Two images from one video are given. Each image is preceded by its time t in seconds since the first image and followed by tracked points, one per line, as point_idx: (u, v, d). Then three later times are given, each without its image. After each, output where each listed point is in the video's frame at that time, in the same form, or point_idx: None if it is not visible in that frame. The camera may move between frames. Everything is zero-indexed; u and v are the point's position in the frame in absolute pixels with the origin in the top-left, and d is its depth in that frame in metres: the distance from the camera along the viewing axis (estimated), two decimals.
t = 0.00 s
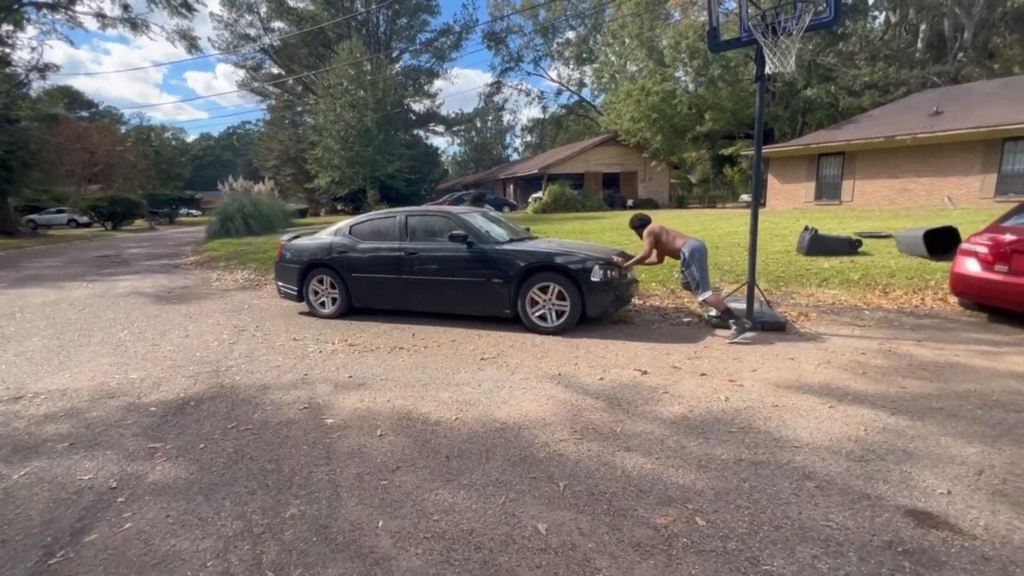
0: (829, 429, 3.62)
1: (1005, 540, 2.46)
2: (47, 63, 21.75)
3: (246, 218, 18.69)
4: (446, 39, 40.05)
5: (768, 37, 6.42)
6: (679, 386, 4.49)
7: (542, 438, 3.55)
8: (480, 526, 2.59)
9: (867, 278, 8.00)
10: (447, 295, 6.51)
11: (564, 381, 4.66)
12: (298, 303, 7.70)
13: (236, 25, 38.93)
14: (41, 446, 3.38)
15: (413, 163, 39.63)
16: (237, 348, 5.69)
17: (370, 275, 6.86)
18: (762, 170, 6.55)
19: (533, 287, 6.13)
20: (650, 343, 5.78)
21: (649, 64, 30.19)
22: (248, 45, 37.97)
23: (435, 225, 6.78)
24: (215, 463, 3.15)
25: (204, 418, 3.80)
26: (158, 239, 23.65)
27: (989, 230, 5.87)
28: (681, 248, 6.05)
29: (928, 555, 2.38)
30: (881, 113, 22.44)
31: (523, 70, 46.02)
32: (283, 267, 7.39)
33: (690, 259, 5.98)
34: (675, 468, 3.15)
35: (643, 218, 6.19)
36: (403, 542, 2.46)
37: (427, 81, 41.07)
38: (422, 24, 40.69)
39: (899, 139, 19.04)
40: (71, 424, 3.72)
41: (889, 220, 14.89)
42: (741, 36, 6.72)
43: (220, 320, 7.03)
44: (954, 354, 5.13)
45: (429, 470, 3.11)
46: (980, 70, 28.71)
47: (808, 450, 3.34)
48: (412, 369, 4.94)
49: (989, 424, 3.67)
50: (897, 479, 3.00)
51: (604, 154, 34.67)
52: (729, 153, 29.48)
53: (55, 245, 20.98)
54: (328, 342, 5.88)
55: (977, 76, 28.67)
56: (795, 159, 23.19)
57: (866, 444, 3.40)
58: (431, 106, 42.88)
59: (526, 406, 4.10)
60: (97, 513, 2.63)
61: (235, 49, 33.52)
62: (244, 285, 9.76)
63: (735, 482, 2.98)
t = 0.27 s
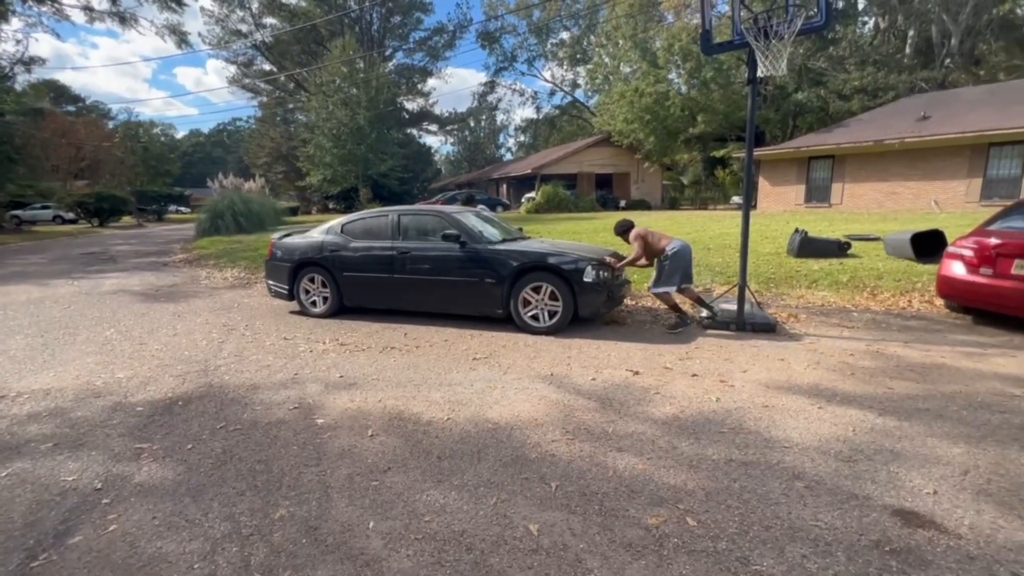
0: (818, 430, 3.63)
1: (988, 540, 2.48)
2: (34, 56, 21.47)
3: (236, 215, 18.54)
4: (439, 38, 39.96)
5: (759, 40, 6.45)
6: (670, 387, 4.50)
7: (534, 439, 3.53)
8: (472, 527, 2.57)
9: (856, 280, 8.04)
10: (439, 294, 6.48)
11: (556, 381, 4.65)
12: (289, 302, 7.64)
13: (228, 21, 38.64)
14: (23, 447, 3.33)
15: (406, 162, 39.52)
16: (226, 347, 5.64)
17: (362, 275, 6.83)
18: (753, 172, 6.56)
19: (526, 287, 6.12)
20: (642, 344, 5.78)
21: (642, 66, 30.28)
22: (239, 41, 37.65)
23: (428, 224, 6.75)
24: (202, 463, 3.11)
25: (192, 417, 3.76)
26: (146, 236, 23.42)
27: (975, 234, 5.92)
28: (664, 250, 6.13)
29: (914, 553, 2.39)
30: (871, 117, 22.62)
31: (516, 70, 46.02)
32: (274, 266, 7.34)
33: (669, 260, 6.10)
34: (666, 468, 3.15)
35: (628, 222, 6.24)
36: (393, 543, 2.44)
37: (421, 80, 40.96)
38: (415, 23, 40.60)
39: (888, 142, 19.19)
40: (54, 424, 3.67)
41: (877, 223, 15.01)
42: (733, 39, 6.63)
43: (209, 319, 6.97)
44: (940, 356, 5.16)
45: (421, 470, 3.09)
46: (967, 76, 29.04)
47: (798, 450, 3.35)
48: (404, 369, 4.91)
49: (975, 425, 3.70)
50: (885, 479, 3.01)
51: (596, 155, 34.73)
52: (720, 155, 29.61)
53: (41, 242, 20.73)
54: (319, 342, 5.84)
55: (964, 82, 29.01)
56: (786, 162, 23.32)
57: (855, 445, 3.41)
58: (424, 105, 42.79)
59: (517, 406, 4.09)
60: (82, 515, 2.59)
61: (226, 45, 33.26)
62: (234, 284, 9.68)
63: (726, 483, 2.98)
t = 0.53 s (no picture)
0: (807, 431, 3.63)
1: (973, 539, 2.48)
2: (19, 51, 21.18)
3: (224, 215, 18.39)
4: (431, 39, 39.91)
5: (750, 46, 6.49)
6: (661, 389, 4.49)
7: (526, 440, 3.52)
8: (463, 530, 2.55)
9: (843, 283, 8.10)
10: (431, 296, 6.44)
11: (547, 383, 4.63)
12: (278, 302, 7.58)
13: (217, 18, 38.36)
14: (3, 450, 3.26)
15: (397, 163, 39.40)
16: (213, 348, 5.58)
17: (352, 276, 6.78)
18: (742, 176, 6.64)
19: (518, 289, 6.10)
20: (632, 346, 5.78)
21: (634, 69, 30.40)
22: (229, 39, 37.40)
23: (419, 225, 6.72)
24: (189, 466, 3.07)
25: (179, 420, 3.71)
26: (133, 235, 23.17)
27: (958, 238, 5.98)
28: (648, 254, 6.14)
29: (900, 552, 2.40)
30: (858, 121, 22.84)
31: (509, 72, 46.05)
32: (263, 266, 7.28)
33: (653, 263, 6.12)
34: (657, 469, 3.14)
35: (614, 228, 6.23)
36: (384, 547, 2.41)
37: (413, 81, 40.88)
38: (408, 23, 40.54)
39: (874, 147, 19.37)
40: (36, 426, 3.60)
41: (863, 227, 15.16)
42: (724, 45, 6.67)
43: (196, 320, 6.89)
44: (925, 358, 5.20)
45: (411, 473, 3.06)
46: (951, 84, 29.45)
47: (787, 451, 3.35)
48: (395, 371, 4.88)
49: (961, 426, 3.72)
50: (873, 479, 3.02)
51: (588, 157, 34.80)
52: (711, 159, 29.78)
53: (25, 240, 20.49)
54: (308, 343, 5.79)
55: (948, 89, 29.41)
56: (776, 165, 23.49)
57: (843, 446, 3.42)
58: (416, 106, 42.70)
59: (509, 408, 4.07)
60: (64, 520, 2.55)
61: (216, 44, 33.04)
62: (222, 284, 9.60)
63: (717, 484, 2.97)
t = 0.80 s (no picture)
0: (796, 434, 3.63)
1: (958, 541, 2.48)
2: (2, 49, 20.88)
3: (212, 216, 18.23)
4: (422, 41, 39.88)
5: (738, 52, 6.52)
6: (651, 392, 4.48)
7: (517, 444, 3.48)
8: (453, 536, 2.52)
9: (830, 287, 8.15)
10: (421, 298, 6.40)
11: (537, 387, 4.60)
12: (266, 305, 7.50)
13: (207, 18, 38.09)
14: None
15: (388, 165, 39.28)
16: (199, 351, 5.51)
17: (342, 278, 6.73)
18: (731, 180, 6.57)
19: (508, 292, 6.07)
20: (622, 349, 5.77)
21: (625, 74, 30.54)
22: (218, 39, 37.15)
23: (410, 228, 6.68)
24: (173, 473, 3.01)
25: (163, 425, 3.64)
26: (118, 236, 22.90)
27: (941, 243, 6.03)
28: (635, 260, 6.12)
29: (888, 555, 2.39)
30: (846, 127, 23.05)
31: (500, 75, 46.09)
32: (251, 268, 7.20)
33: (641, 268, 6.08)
34: (648, 474, 3.12)
35: (601, 234, 6.23)
36: (372, 554, 2.37)
37: (404, 83, 40.79)
38: (399, 26, 40.48)
39: (859, 153, 19.56)
40: (13, 433, 3.52)
41: (848, 231, 15.30)
42: (712, 51, 6.71)
43: (182, 323, 6.80)
44: (909, 361, 5.24)
45: (400, 478, 3.02)
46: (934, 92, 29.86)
47: (776, 454, 3.34)
48: (384, 375, 4.83)
49: (947, 428, 3.72)
50: (860, 482, 3.02)
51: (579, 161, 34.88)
52: (700, 163, 29.95)
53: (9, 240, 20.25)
54: (296, 346, 5.73)
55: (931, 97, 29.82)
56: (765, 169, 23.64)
57: (831, 449, 3.42)
58: (407, 108, 42.62)
59: (499, 412, 4.04)
60: (41, 530, 2.48)
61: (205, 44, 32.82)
62: (209, 286, 9.51)
63: (707, 488, 2.96)
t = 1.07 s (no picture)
0: (786, 436, 3.63)
1: (945, 542, 2.49)
2: None
3: (201, 220, 18.09)
4: (414, 45, 39.89)
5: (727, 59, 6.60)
6: (643, 396, 4.47)
7: (509, 450, 3.46)
8: (445, 542, 2.49)
9: (818, 289, 8.20)
10: (413, 303, 6.37)
11: (530, 391, 4.58)
12: (256, 310, 7.44)
13: (196, 21, 37.89)
14: None
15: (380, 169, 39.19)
16: (187, 357, 5.45)
17: (333, 283, 6.68)
18: (721, 185, 6.61)
19: (500, 296, 6.05)
20: (613, 352, 5.77)
21: (616, 78, 30.69)
22: (207, 41, 36.95)
23: (402, 231, 6.64)
24: (160, 481, 2.96)
25: (150, 432, 3.59)
26: (105, 239, 22.65)
27: (926, 247, 6.08)
28: (625, 266, 6.13)
29: (878, 557, 2.39)
30: (834, 132, 23.27)
31: (492, 80, 46.16)
32: (241, 273, 7.13)
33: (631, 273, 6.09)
34: (640, 477, 3.11)
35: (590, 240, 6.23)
36: (363, 562, 2.33)
37: (395, 87, 40.76)
38: (390, 30, 40.46)
39: (845, 158, 19.76)
40: None
41: (835, 235, 15.43)
42: (701, 57, 6.78)
43: (169, 328, 6.73)
44: (896, 363, 5.27)
45: (392, 484, 2.98)
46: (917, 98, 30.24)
47: (767, 457, 3.34)
48: (375, 380, 4.79)
49: (934, 430, 3.74)
50: (850, 483, 3.02)
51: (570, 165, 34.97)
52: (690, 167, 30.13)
53: None
54: (286, 351, 5.68)
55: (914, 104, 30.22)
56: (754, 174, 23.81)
57: (821, 451, 3.42)
58: (398, 112, 42.58)
59: (491, 417, 4.01)
60: (23, 541, 2.43)
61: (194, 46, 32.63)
62: (197, 290, 9.42)
63: (699, 491, 2.95)
